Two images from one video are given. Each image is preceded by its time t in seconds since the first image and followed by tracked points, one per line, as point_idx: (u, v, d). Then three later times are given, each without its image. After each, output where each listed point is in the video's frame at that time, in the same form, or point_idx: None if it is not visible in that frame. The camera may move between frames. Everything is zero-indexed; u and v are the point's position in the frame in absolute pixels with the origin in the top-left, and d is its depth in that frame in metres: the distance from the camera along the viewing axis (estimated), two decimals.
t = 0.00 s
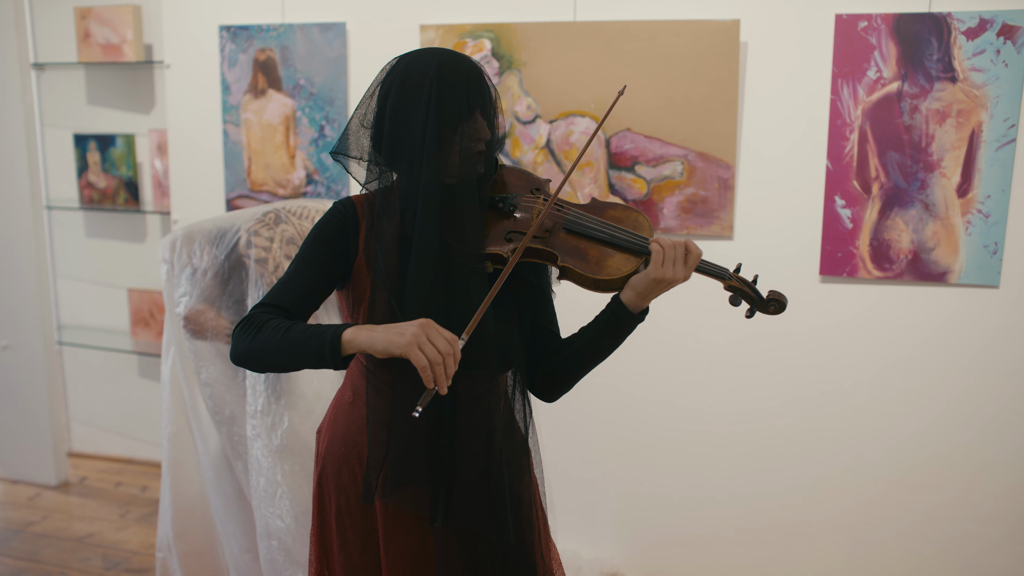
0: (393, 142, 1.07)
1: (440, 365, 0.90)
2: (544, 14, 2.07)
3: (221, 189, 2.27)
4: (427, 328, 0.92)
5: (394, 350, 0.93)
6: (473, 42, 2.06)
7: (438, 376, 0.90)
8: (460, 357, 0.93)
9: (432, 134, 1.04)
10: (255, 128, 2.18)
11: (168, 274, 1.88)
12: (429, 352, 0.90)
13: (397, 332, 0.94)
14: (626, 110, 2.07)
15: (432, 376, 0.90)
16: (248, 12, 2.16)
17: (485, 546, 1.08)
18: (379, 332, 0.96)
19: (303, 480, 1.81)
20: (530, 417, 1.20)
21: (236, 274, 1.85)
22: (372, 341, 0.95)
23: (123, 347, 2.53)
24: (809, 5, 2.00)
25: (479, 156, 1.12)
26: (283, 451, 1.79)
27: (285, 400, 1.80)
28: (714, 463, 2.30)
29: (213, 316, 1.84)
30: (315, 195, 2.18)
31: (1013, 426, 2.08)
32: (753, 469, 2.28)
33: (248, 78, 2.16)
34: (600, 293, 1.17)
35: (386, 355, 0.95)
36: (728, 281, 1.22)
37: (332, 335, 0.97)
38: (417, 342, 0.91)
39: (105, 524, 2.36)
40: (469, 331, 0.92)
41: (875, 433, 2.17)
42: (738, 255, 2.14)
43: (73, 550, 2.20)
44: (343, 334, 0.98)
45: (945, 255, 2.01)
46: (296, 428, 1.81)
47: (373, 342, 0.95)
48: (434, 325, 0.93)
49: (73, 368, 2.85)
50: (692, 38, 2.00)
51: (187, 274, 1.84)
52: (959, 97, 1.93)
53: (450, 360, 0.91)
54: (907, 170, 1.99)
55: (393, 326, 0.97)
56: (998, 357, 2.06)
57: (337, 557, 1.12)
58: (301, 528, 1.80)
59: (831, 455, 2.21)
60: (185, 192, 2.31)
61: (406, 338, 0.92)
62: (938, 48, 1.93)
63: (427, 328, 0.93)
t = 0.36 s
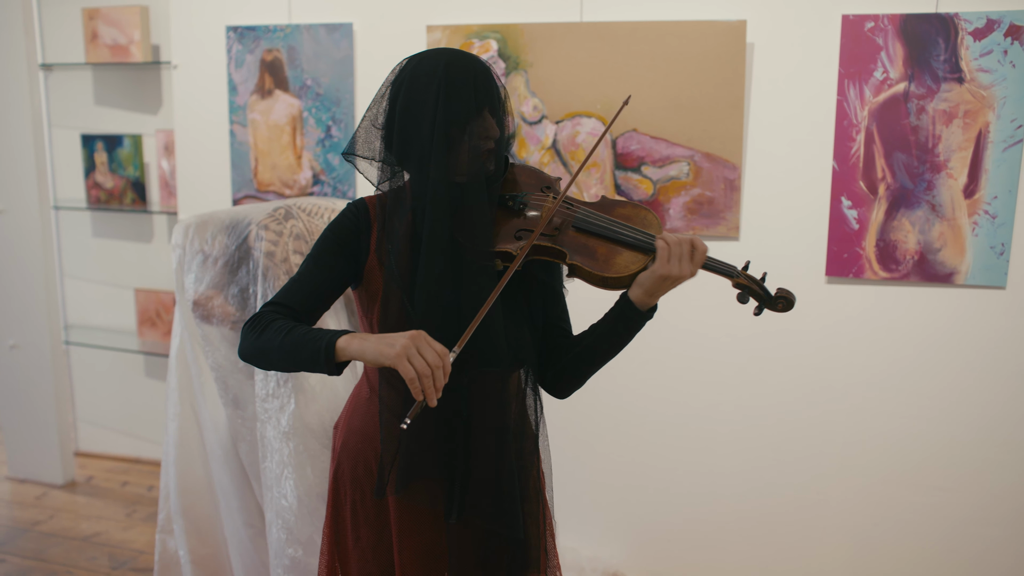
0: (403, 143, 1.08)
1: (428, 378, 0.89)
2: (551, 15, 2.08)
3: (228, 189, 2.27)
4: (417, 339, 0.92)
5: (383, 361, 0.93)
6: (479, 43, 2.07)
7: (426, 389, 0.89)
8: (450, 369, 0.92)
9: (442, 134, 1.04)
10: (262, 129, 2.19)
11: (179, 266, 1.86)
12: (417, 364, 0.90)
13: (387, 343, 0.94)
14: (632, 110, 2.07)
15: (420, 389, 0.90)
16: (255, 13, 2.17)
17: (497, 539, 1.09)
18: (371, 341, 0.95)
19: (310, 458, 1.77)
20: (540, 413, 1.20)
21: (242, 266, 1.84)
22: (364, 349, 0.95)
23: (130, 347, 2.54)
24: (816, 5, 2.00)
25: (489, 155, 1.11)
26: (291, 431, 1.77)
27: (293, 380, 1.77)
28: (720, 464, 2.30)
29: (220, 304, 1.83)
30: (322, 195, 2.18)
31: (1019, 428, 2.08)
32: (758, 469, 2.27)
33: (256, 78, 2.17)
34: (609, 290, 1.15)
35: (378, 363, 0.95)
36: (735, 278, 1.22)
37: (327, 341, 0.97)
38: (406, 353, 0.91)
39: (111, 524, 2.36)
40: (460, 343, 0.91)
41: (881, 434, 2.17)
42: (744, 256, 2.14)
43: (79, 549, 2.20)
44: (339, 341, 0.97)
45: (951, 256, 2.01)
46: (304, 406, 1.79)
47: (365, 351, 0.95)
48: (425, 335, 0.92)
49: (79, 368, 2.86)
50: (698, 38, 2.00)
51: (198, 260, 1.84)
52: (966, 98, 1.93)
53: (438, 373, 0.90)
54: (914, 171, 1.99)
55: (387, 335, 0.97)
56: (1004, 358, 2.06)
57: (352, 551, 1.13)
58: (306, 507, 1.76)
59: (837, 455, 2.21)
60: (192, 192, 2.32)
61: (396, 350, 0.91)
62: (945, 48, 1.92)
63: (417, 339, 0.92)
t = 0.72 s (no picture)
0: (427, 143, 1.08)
1: (436, 393, 0.90)
2: (556, 16, 2.08)
3: (233, 189, 2.28)
4: (429, 354, 0.92)
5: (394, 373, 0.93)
6: (484, 43, 2.07)
7: (435, 403, 0.90)
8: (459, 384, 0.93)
9: (467, 135, 1.05)
10: (267, 129, 2.19)
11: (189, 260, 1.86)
12: (428, 378, 0.90)
13: (398, 355, 0.93)
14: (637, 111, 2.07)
15: (428, 403, 0.90)
16: (261, 14, 2.17)
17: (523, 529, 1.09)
18: (384, 353, 0.94)
19: (303, 451, 1.78)
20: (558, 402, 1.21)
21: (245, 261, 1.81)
22: (377, 360, 0.95)
23: (135, 347, 2.54)
24: (821, 6, 2.00)
25: (512, 155, 1.11)
26: (281, 425, 1.77)
27: (284, 374, 1.76)
28: (724, 464, 2.30)
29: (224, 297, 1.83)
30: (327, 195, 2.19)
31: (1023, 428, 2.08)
32: (762, 469, 2.28)
33: (260, 78, 2.17)
34: (628, 290, 1.17)
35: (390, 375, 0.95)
36: (751, 280, 1.26)
37: (344, 350, 0.97)
38: (416, 367, 0.91)
39: (117, 523, 2.37)
40: (470, 359, 0.91)
41: (885, 434, 2.17)
42: (748, 256, 2.14)
43: (85, 549, 2.21)
44: (353, 351, 0.97)
45: (955, 257, 2.01)
46: (298, 400, 1.77)
47: (377, 362, 0.94)
48: (435, 349, 0.93)
49: (85, 368, 2.87)
50: (703, 39, 2.00)
51: (208, 249, 1.83)
52: (970, 99, 1.93)
53: (447, 388, 0.90)
54: (918, 172, 1.99)
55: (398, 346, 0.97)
56: (1008, 359, 2.06)
57: (374, 543, 1.11)
58: (296, 497, 1.77)
59: (843, 456, 2.21)
60: (197, 192, 2.32)
61: (405, 364, 0.91)
62: (950, 49, 1.93)
63: (428, 353, 0.92)
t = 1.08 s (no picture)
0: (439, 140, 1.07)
1: (450, 389, 0.90)
2: (560, 16, 2.08)
3: (237, 189, 2.28)
4: (443, 350, 0.92)
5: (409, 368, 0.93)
6: (488, 44, 2.07)
7: (449, 399, 0.90)
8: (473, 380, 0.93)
9: (482, 133, 1.05)
10: (271, 129, 2.20)
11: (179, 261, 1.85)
12: (441, 374, 0.90)
13: (414, 351, 0.93)
14: (640, 111, 2.07)
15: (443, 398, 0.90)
16: (265, 14, 2.17)
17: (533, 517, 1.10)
18: (399, 348, 0.94)
19: (302, 469, 1.78)
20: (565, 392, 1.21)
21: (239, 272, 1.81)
22: (392, 355, 0.94)
23: (140, 347, 2.55)
24: (825, 6, 2.00)
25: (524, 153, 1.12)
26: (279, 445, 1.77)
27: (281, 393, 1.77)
28: (727, 464, 2.30)
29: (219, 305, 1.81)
30: (331, 196, 2.19)
31: None
32: (765, 470, 2.28)
33: (265, 79, 2.18)
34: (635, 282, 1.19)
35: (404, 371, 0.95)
36: (754, 272, 1.27)
37: (358, 344, 0.96)
38: (431, 363, 0.91)
39: (121, 523, 2.38)
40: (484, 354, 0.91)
41: (888, 434, 2.17)
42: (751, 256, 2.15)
43: (89, 548, 2.21)
44: (369, 345, 0.97)
45: (959, 257, 2.01)
46: (297, 417, 1.78)
47: (391, 358, 0.94)
48: (449, 346, 0.93)
49: (89, 367, 2.88)
50: (707, 39, 2.01)
51: (198, 253, 1.82)
52: (974, 99, 1.93)
53: (461, 383, 0.90)
54: (922, 172, 1.99)
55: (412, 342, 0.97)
56: (1011, 359, 2.06)
57: (386, 536, 1.11)
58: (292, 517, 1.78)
59: (846, 456, 2.21)
60: (202, 192, 2.32)
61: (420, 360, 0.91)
62: (953, 50, 1.93)
63: (442, 350, 0.92)
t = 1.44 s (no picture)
0: (458, 136, 1.07)
1: (466, 383, 0.91)
2: (567, 16, 2.08)
3: (243, 189, 2.29)
4: (460, 344, 0.92)
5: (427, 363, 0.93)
6: (495, 44, 2.07)
7: (465, 394, 0.91)
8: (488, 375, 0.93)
9: (501, 131, 1.06)
10: (278, 130, 2.20)
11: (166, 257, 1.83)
12: (457, 368, 0.91)
13: (431, 345, 0.93)
14: (647, 112, 2.07)
15: (460, 392, 0.91)
16: (272, 15, 2.18)
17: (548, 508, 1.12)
18: (416, 342, 0.94)
19: (286, 475, 1.72)
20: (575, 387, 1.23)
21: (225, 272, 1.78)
22: (408, 350, 0.94)
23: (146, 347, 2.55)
24: (832, 6, 2.00)
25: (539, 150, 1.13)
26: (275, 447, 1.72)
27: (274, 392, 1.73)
28: (732, 464, 2.30)
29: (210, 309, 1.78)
30: (337, 196, 2.20)
31: None
32: (770, 469, 2.28)
33: (272, 79, 2.18)
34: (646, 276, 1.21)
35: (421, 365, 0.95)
36: (761, 267, 1.27)
37: (376, 337, 0.96)
38: (447, 357, 0.91)
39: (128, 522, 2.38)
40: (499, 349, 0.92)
41: (894, 434, 2.17)
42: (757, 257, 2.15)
43: (97, 547, 2.22)
44: (387, 338, 0.96)
45: (965, 257, 2.01)
46: (277, 421, 1.73)
47: (409, 352, 0.94)
48: (465, 341, 0.93)
49: (96, 366, 2.89)
50: (713, 40, 2.01)
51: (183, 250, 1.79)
52: (981, 99, 1.93)
53: (478, 378, 0.91)
54: (928, 172, 1.99)
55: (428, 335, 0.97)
56: (1017, 358, 2.06)
57: (400, 532, 1.10)
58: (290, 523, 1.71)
59: (851, 456, 2.21)
60: (208, 192, 2.33)
61: (437, 354, 0.92)
62: (960, 50, 1.93)
63: (458, 344, 0.92)
